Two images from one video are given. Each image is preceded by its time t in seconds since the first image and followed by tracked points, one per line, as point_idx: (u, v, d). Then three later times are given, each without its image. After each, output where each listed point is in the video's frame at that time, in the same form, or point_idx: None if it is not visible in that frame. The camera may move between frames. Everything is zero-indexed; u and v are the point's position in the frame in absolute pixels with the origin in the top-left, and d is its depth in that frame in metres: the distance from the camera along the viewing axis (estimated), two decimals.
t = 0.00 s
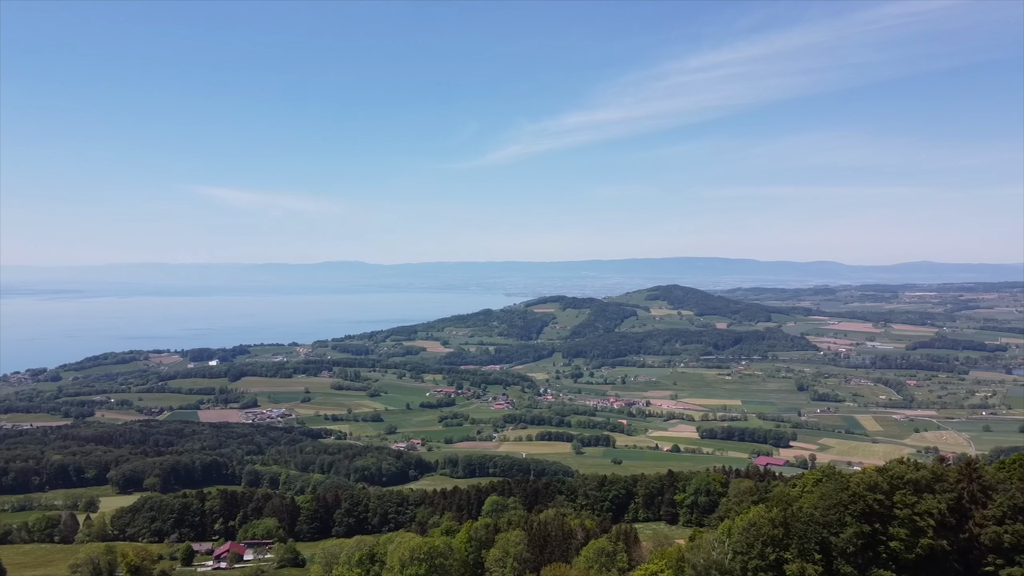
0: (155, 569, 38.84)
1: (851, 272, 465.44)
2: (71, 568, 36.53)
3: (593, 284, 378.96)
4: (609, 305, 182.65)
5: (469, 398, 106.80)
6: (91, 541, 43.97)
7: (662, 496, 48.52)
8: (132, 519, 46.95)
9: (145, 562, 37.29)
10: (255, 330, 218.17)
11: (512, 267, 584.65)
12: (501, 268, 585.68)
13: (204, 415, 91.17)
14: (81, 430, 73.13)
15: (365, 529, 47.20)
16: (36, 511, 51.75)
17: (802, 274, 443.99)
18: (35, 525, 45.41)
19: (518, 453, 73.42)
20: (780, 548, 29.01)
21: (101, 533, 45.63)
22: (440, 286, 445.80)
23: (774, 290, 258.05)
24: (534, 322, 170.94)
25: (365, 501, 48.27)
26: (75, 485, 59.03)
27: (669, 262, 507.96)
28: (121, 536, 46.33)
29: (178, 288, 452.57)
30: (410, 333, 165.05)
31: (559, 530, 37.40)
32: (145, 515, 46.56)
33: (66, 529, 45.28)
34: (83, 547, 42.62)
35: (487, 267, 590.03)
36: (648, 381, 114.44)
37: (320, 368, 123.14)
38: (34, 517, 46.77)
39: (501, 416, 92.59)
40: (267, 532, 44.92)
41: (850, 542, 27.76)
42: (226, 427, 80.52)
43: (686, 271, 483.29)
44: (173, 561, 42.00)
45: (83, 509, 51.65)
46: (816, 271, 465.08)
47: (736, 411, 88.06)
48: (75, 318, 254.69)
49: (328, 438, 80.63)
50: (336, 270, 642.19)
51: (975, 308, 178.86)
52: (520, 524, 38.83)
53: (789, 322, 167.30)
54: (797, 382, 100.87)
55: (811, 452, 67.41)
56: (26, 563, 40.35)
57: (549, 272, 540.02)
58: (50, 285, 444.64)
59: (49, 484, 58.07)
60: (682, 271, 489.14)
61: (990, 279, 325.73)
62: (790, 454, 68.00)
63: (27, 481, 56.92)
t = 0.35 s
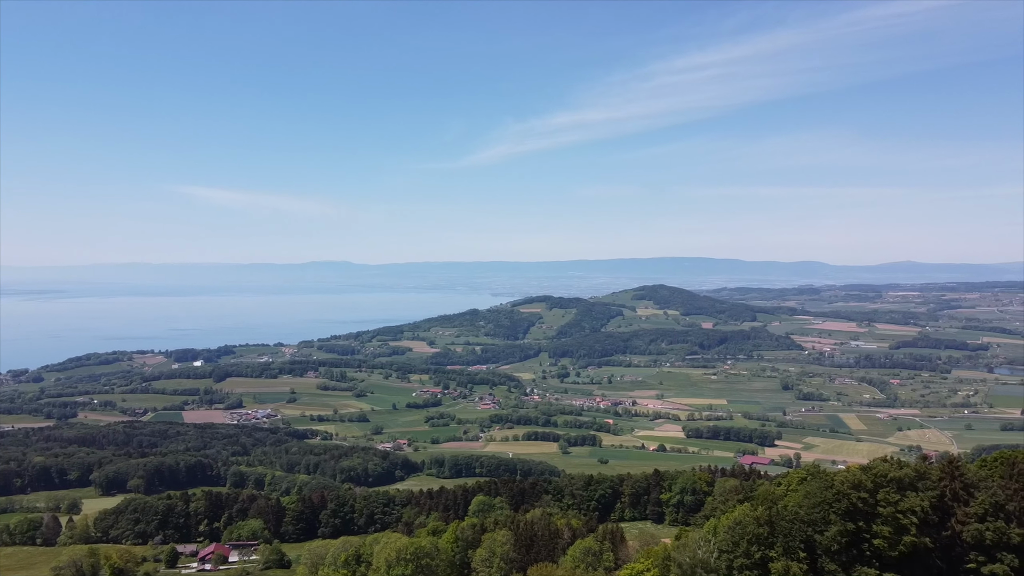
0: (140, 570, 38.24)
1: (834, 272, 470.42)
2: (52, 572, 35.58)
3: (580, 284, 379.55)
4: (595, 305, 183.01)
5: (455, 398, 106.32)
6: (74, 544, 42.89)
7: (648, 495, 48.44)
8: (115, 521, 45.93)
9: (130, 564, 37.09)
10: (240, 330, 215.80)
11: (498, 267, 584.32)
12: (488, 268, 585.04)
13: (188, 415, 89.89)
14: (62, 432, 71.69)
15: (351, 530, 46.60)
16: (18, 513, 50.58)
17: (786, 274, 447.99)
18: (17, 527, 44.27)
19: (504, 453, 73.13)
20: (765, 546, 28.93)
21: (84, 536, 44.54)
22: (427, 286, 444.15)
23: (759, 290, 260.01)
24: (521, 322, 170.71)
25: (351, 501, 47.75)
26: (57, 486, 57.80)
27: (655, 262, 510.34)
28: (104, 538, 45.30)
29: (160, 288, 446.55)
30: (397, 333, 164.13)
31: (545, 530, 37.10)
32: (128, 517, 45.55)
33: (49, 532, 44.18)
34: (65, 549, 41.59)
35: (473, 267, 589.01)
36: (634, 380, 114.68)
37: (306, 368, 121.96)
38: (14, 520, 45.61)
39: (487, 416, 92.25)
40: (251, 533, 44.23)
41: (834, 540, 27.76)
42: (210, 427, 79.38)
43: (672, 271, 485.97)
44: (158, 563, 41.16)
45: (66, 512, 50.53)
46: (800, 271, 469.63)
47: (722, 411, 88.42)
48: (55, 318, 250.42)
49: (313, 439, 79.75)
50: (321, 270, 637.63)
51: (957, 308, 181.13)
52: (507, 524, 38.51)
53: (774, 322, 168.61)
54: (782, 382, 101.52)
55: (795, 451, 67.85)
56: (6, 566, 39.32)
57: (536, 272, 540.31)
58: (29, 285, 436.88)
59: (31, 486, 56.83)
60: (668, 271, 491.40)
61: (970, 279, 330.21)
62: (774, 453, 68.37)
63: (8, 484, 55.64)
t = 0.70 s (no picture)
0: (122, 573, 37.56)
1: (816, 272, 475.73)
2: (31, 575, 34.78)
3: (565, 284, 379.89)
4: (580, 305, 183.30)
5: (440, 398, 105.78)
6: (54, 547, 41.71)
7: (633, 495, 48.41)
8: (96, 523, 44.81)
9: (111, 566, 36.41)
10: (223, 330, 213.28)
11: (484, 267, 583.50)
12: (473, 268, 584.06)
13: (171, 416, 88.44)
14: (42, 434, 70.10)
15: (335, 530, 45.97)
16: None
17: (769, 274, 452.30)
18: None
19: (489, 453, 72.81)
20: (748, 544, 28.75)
21: (65, 539, 43.42)
22: (412, 286, 442.17)
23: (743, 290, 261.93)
24: (506, 322, 170.45)
25: (336, 502, 47.20)
26: (37, 489, 56.42)
27: (639, 262, 512.72)
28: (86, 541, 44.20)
29: (140, 288, 439.80)
30: (381, 334, 163.09)
31: (530, 529, 36.84)
32: (110, 519, 44.45)
33: (28, 534, 42.98)
34: (45, 552, 40.47)
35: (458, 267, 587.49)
36: (619, 380, 114.97)
37: (290, 369, 120.64)
38: None
39: (472, 416, 91.81)
40: (235, 534, 43.35)
41: (817, 537, 27.76)
42: (193, 428, 78.04)
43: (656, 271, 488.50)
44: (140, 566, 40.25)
45: (46, 514, 49.32)
46: (783, 271, 474.27)
47: (706, 410, 88.78)
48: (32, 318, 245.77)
49: (297, 440, 78.75)
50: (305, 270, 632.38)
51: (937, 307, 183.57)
52: (492, 523, 38.16)
53: (758, 321, 169.75)
54: (766, 381, 102.23)
55: (779, 449, 68.28)
56: None
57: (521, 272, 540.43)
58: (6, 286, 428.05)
59: (10, 488, 55.43)
60: (652, 271, 493.80)
61: (948, 279, 335.37)
62: (758, 451, 68.72)
63: None
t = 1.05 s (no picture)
0: None
1: (799, 272, 481.04)
2: None
3: (551, 284, 380.39)
4: (565, 305, 183.54)
5: (425, 398, 105.21)
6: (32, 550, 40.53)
7: (617, 494, 48.28)
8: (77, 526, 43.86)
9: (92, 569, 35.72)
10: (205, 331, 210.56)
11: (469, 267, 582.68)
12: (458, 268, 582.88)
13: (152, 418, 86.92)
14: (19, 436, 68.42)
15: (319, 532, 45.33)
16: None
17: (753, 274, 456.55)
18: None
19: (474, 453, 72.49)
20: (732, 543, 28.62)
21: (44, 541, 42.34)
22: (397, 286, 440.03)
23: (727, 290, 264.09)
24: (491, 322, 170.11)
25: (320, 503, 46.53)
26: (15, 492, 54.95)
27: (624, 262, 514.95)
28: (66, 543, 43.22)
29: (120, 288, 432.61)
30: (366, 334, 161.93)
31: (515, 530, 36.50)
32: (91, 521, 43.56)
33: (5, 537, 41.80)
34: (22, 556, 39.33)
35: (443, 267, 585.58)
36: (604, 380, 115.22)
37: (273, 369, 119.27)
38: None
39: (457, 416, 91.39)
40: (217, 536, 42.31)
41: (800, 536, 27.65)
42: (175, 430, 76.77)
43: (641, 271, 491.16)
44: (121, 569, 39.28)
45: (24, 517, 48.05)
46: (766, 271, 479.04)
47: (690, 410, 89.20)
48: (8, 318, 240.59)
49: (281, 441, 77.77)
50: (288, 270, 626.76)
51: (917, 307, 186.14)
52: (477, 524, 37.81)
53: (742, 321, 171.00)
54: (749, 380, 103.06)
55: (762, 448, 68.75)
56: None
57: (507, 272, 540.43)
58: None
59: None
60: (637, 271, 496.05)
61: (927, 279, 340.64)
62: (742, 450, 69.08)
63: None
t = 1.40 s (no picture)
0: None
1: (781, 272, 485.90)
2: None
3: (535, 284, 380.52)
4: (550, 305, 183.60)
5: (409, 399, 104.52)
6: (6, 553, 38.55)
7: (602, 494, 48.13)
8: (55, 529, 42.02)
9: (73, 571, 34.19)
10: (186, 331, 207.60)
11: (454, 267, 581.18)
12: (443, 268, 581.14)
13: (134, 419, 85.30)
14: None
15: (302, 533, 44.67)
16: None
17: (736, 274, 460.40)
18: None
19: (458, 453, 72.09)
20: (715, 542, 28.73)
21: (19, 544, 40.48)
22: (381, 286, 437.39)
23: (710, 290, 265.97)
24: (475, 322, 169.58)
25: (303, 504, 45.87)
26: None
27: (608, 262, 516.81)
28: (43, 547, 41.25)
29: (98, 288, 425.11)
30: (350, 334, 160.61)
31: (500, 529, 36.15)
32: (70, 523, 41.66)
33: None
34: None
35: (427, 267, 583.35)
36: (588, 380, 115.36)
37: (256, 369, 117.75)
38: None
39: (441, 417, 90.93)
40: (200, 538, 41.41)
41: (783, 534, 27.52)
42: (157, 431, 75.42)
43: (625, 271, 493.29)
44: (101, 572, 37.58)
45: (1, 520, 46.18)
46: (748, 271, 483.43)
47: (674, 409, 89.53)
48: None
49: (265, 442, 76.72)
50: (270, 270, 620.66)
51: (897, 307, 188.68)
52: (461, 524, 37.44)
53: (726, 321, 172.12)
54: (733, 380, 103.76)
55: (746, 447, 69.12)
56: None
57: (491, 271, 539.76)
58: None
59: None
60: (621, 271, 498.08)
61: (906, 279, 345.86)
62: (725, 449, 69.43)
63: None
